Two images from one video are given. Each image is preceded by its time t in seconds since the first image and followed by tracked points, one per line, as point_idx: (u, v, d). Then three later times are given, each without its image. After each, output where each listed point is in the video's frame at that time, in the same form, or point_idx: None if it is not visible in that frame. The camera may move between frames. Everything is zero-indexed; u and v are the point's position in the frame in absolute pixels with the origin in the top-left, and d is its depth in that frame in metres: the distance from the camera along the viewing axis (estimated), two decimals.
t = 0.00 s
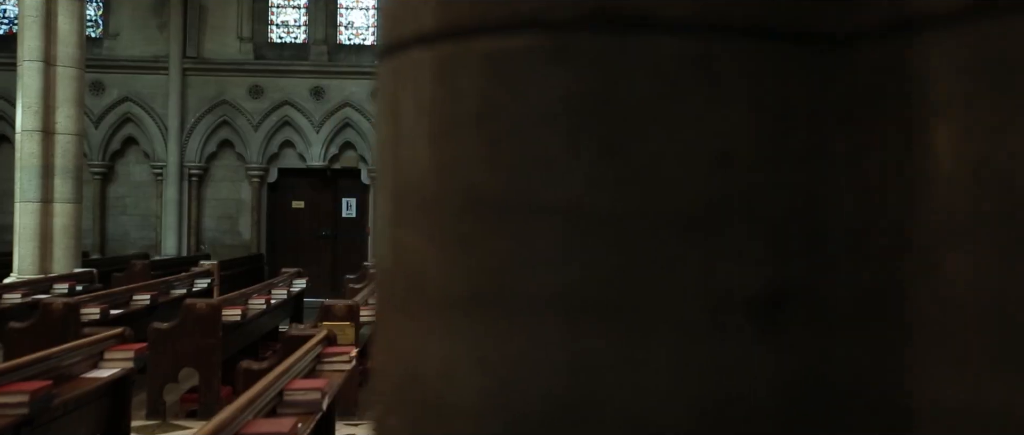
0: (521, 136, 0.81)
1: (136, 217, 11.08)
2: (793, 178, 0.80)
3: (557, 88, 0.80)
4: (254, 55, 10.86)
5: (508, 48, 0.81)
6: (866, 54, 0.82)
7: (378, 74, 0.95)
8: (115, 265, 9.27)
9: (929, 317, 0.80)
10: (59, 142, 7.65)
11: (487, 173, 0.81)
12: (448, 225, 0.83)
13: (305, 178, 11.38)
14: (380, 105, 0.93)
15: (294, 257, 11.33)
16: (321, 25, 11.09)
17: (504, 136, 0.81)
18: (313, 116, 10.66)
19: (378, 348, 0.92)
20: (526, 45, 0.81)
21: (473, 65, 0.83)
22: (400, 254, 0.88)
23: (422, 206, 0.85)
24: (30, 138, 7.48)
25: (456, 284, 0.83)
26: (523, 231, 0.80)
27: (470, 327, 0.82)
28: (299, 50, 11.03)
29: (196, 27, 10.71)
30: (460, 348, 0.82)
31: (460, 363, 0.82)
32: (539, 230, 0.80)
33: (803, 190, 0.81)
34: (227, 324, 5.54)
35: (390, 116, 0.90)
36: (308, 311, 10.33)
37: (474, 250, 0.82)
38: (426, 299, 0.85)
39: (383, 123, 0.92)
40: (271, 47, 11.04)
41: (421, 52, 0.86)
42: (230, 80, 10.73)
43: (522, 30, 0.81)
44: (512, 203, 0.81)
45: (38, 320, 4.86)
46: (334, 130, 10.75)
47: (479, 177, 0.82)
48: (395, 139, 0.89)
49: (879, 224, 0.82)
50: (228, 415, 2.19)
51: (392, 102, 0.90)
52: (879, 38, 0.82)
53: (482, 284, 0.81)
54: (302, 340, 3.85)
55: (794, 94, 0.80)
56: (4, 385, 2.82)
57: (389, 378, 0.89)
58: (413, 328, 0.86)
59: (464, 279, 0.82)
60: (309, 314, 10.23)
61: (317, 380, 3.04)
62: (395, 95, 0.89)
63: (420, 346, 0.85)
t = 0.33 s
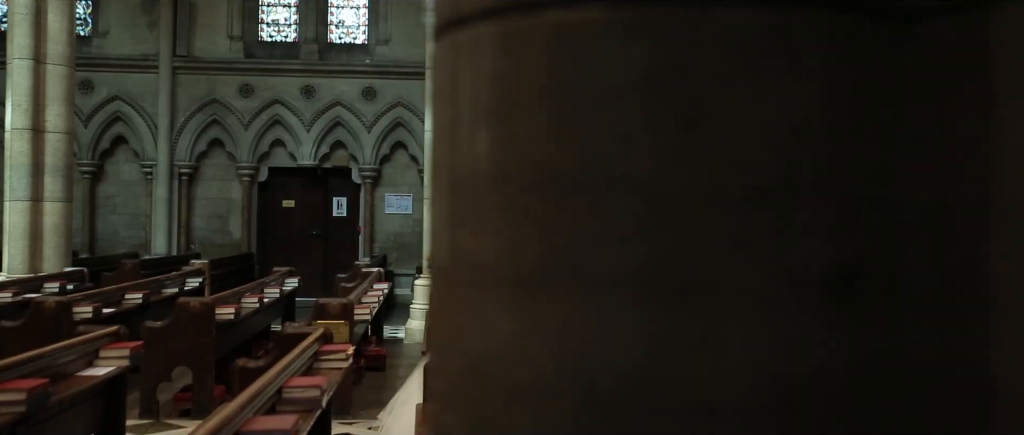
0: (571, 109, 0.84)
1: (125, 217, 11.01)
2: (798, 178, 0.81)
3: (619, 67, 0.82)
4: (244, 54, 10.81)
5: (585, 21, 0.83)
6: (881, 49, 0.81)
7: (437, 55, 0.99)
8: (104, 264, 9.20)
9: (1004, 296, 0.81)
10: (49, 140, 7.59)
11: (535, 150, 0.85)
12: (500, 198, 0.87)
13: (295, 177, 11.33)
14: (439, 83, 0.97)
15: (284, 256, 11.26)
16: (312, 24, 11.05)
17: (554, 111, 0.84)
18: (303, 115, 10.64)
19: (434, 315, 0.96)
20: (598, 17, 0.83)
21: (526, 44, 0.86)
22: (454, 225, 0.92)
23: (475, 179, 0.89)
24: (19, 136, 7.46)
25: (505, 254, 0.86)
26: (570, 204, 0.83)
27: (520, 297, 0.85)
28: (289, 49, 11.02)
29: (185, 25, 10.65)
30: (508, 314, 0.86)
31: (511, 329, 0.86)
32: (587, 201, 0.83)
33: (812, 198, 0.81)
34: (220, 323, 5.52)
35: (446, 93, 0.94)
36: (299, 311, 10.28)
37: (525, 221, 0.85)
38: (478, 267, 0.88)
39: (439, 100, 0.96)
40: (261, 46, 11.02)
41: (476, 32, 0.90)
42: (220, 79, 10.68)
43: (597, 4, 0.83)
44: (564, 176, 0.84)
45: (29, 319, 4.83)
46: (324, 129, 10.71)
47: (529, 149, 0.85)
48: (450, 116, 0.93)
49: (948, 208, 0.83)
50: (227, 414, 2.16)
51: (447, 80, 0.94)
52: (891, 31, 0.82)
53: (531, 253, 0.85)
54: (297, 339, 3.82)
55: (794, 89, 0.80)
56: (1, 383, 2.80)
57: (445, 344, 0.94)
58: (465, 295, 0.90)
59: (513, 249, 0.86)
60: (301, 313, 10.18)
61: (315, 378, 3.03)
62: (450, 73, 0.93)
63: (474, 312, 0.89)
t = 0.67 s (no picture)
0: (639, 122, 0.58)
1: (117, 216, 10.98)
2: (800, 215, 0.56)
3: (669, 64, 0.58)
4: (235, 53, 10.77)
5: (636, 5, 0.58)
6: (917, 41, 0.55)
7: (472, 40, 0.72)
8: (96, 264, 9.18)
9: None
10: (39, 139, 7.56)
11: (601, 178, 0.59)
12: (563, 239, 0.61)
13: (287, 177, 11.31)
14: (475, 82, 0.70)
15: (276, 256, 11.23)
16: (303, 23, 11.01)
17: (627, 120, 0.59)
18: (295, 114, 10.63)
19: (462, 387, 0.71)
20: (636, 10, 0.58)
21: (589, 28, 0.60)
22: (496, 271, 0.66)
23: (525, 211, 0.63)
24: (10, 135, 7.34)
25: (568, 320, 0.60)
26: (650, 253, 0.58)
27: (584, 382, 0.60)
28: (281, 48, 10.98)
29: (177, 24, 10.61)
30: (564, 403, 0.61)
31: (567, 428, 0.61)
32: (668, 255, 0.57)
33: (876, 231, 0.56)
34: (214, 322, 5.51)
35: (487, 91, 0.68)
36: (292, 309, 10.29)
37: (599, 277, 0.59)
38: (526, 331, 0.63)
39: (477, 104, 0.69)
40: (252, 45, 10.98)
41: (526, 12, 0.64)
42: (211, 78, 10.65)
43: None
44: (648, 216, 0.58)
45: (21, 319, 4.80)
46: (316, 129, 10.70)
47: (601, 171, 0.59)
48: (491, 124, 0.67)
49: None
50: (226, 415, 2.15)
51: (487, 78, 0.68)
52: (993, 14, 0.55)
53: (608, 324, 0.59)
54: (294, 338, 3.80)
55: (788, 92, 0.56)
56: None
57: None
58: (508, 375, 0.64)
59: (576, 317, 0.60)
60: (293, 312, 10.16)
61: (313, 376, 3.01)
62: (491, 67, 0.67)
63: (516, 395, 0.63)
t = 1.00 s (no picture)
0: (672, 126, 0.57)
1: (113, 216, 10.94)
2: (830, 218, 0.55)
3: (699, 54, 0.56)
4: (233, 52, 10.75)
5: None
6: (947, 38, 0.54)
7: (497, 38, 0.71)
8: (94, 264, 9.16)
9: None
10: (36, 139, 7.54)
11: (641, 178, 0.58)
12: (603, 242, 0.59)
13: (284, 177, 11.29)
14: (508, 70, 0.69)
15: (274, 256, 11.21)
16: (300, 23, 10.99)
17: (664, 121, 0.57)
18: (292, 114, 10.62)
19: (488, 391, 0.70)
20: None
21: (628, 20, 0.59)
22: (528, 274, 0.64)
23: (561, 215, 0.61)
24: (7, 135, 7.31)
25: (608, 322, 0.59)
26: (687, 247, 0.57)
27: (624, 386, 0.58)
28: (278, 47, 10.97)
29: (174, 24, 10.57)
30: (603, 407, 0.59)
31: (597, 431, 0.59)
32: (706, 247, 0.56)
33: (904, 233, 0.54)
34: (213, 322, 5.51)
35: (516, 90, 0.66)
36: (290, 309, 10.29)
37: (645, 278, 0.58)
38: (561, 334, 0.61)
39: (508, 93, 0.68)
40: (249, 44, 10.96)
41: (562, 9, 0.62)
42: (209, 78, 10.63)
43: None
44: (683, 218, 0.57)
45: (19, 319, 4.79)
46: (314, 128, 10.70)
47: (640, 170, 0.58)
48: (524, 121, 0.65)
49: None
50: (228, 414, 2.13)
51: (516, 76, 0.67)
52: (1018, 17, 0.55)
53: (644, 319, 0.58)
54: (294, 337, 3.79)
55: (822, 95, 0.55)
56: None
57: None
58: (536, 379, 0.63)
59: (616, 320, 0.59)
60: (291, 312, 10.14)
61: (314, 375, 3.00)
62: (521, 65, 0.66)
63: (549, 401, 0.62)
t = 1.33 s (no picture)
0: (700, 131, 0.60)
1: (113, 216, 10.93)
2: (863, 205, 0.57)
3: (736, 50, 0.59)
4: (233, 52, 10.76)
5: None
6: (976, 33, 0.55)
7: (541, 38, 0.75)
8: (94, 264, 9.14)
9: None
10: (37, 138, 7.54)
11: (670, 178, 0.61)
12: (631, 237, 0.63)
13: (284, 176, 11.28)
14: (549, 68, 0.72)
15: (274, 256, 11.19)
16: (301, 23, 10.99)
17: (691, 125, 0.60)
18: (292, 114, 10.62)
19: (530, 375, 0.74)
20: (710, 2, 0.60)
21: (657, 28, 0.62)
22: (567, 267, 0.68)
23: (596, 211, 0.65)
24: (8, 134, 7.31)
25: (635, 315, 0.62)
26: (732, 231, 0.59)
27: (648, 374, 0.61)
28: (278, 47, 10.98)
29: (174, 23, 10.56)
30: (628, 394, 0.63)
31: (639, 408, 0.62)
32: (745, 228, 0.59)
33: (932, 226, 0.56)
34: (215, 321, 5.52)
35: (559, 90, 0.70)
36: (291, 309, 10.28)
37: (670, 273, 0.61)
38: (594, 322, 0.65)
39: (550, 88, 0.72)
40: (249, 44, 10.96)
41: (598, 14, 0.66)
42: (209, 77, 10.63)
43: None
44: (710, 217, 0.60)
45: (22, 318, 4.80)
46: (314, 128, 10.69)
47: (670, 170, 0.61)
48: (563, 121, 0.69)
49: None
50: (235, 411, 2.13)
51: (558, 77, 0.70)
52: None
53: (688, 303, 0.60)
54: (297, 336, 3.79)
55: (856, 89, 0.57)
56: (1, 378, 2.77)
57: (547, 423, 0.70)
58: (571, 367, 0.67)
59: (641, 312, 0.62)
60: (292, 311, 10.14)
61: (317, 374, 3.00)
62: (561, 68, 0.69)
63: (582, 386, 0.66)
